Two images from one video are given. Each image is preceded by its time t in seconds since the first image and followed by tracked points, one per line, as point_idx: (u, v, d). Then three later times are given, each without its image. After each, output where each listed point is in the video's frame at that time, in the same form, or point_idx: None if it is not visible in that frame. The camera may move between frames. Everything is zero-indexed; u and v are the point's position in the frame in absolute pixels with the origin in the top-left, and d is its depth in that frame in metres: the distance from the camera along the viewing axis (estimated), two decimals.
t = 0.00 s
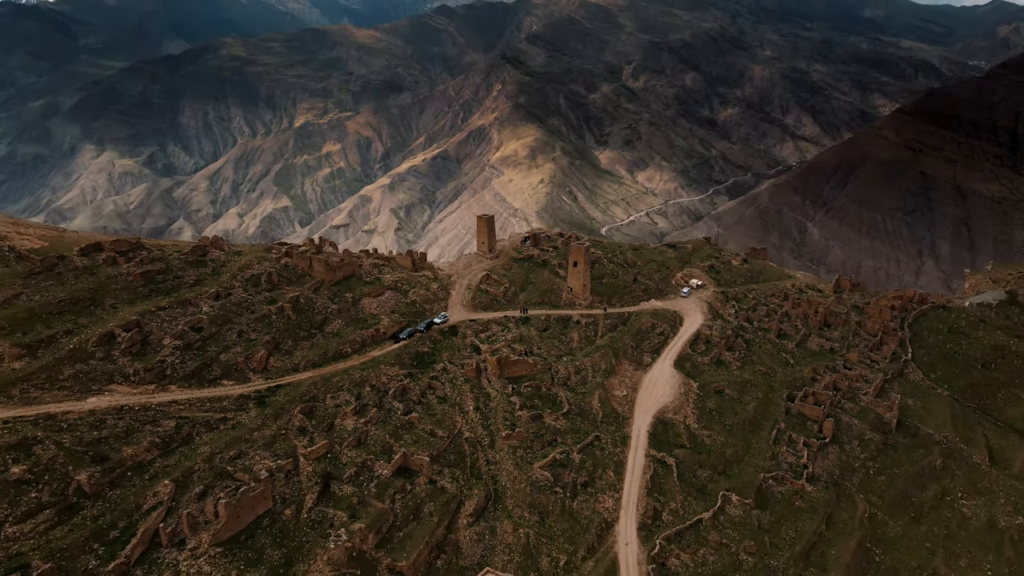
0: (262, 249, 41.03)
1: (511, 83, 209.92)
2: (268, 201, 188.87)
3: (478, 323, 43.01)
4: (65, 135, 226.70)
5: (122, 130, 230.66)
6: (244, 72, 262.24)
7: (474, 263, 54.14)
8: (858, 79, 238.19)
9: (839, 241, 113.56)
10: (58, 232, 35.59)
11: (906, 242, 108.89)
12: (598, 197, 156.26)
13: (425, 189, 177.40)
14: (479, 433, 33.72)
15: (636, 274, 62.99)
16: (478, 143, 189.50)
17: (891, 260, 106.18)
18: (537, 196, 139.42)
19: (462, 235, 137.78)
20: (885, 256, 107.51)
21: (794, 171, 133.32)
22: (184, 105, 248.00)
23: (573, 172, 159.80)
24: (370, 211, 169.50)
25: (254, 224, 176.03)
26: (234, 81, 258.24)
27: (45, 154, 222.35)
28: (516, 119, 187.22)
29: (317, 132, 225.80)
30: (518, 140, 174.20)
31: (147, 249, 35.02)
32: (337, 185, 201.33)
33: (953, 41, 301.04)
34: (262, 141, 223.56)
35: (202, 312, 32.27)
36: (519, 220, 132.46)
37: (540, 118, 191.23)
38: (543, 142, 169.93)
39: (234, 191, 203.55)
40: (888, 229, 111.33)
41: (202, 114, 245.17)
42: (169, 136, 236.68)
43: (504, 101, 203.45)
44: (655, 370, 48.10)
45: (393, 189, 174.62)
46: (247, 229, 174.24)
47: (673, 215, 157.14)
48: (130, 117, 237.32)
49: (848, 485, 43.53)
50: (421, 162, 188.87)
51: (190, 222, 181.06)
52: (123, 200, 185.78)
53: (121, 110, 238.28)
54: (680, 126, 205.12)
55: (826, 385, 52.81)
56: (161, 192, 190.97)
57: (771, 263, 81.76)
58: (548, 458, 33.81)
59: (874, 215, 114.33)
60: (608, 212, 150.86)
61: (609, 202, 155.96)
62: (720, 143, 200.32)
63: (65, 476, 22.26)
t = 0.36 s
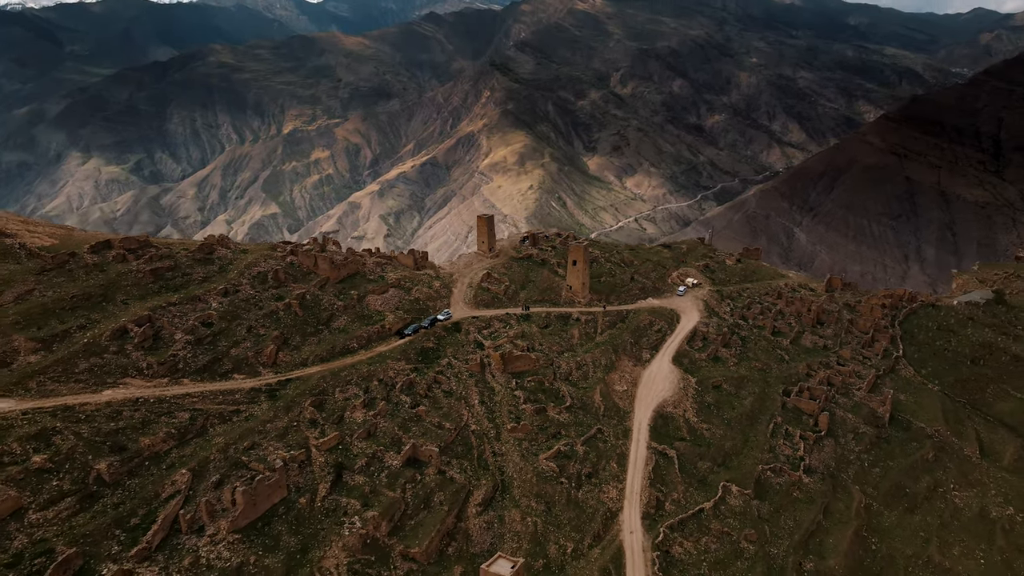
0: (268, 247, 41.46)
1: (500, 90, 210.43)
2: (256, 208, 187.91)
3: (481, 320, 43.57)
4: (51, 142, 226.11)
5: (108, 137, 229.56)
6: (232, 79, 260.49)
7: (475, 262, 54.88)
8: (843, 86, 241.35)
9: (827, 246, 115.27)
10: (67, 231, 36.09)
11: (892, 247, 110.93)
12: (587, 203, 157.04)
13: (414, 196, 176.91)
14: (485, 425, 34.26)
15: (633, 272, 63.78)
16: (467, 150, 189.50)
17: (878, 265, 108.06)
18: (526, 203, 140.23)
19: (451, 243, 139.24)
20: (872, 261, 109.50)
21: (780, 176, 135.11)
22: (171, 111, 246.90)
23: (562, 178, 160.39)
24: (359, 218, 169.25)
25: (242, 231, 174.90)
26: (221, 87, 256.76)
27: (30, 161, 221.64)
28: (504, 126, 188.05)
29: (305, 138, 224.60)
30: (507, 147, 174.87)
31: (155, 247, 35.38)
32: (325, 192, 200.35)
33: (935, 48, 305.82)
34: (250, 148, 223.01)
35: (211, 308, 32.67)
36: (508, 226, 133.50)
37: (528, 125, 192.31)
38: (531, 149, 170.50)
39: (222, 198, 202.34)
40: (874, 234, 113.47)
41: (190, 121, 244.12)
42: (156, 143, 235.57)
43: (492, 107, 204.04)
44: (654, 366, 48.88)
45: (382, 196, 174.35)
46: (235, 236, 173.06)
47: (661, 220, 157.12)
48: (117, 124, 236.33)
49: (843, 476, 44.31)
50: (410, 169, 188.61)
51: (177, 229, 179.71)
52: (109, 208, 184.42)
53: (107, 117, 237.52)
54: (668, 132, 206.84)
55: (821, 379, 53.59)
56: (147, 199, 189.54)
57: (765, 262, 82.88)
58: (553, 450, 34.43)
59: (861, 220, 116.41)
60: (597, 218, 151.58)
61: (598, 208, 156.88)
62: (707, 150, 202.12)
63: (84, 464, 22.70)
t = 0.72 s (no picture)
0: (273, 245, 41.91)
1: (489, 96, 211.29)
2: (245, 215, 187.35)
3: (483, 318, 44.18)
4: (37, 148, 225.45)
5: (95, 143, 228.55)
6: (220, 85, 259.41)
7: (475, 261, 55.55)
8: (828, 93, 244.83)
9: (814, 251, 116.87)
10: (76, 230, 36.62)
11: (878, 252, 112.73)
12: (576, 209, 157.93)
13: (404, 203, 176.65)
14: (490, 418, 34.88)
15: (630, 272, 64.72)
16: (457, 156, 189.99)
17: (864, 270, 109.79)
18: (515, 209, 141.07)
19: (440, 249, 141.73)
20: (858, 266, 111.23)
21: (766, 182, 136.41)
22: (158, 118, 245.95)
23: (551, 184, 161.21)
24: (348, 224, 169.31)
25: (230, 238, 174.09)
26: (209, 94, 255.50)
27: (15, 168, 220.74)
28: (493, 132, 188.96)
29: (293, 145, 224.15)
30: (497, 153, 175.73)
31: (162, 245, 35.83)
32: (314, 199, 199.97)
33: (919, 55, 309.97)
34: (238, 155, 222.47)
35: (221, 304, 33.15)
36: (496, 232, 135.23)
37: (518, 131, 193.57)
38: (520, 155, 171.30)
39: (210, 205, 201.41)
40: (861, 240, 115.24)
41: (178, 128, 243.07)
42: (143, 149, 234.49)
43: (481, 113, 204.65)
44: (652, 362, 49.60)
45: (372, 202, 174.53)
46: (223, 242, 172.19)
47: (650, 226, 157.72)
48: (104, 131, 235.41)
49: (839, 468, 45.09)
50: (399, 175, 188.65)
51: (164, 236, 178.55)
52: (95, 214, 183.20)
53: (94, 124, 236.73)
54: (657, 138, 208.62)
55: (816, 375, 54.53)
56: (134, 206, 188.28)
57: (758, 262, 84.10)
58: (557, 442, 35.07)
59: (847, 226, 118.11)
60: (586, 223, 152.48)
61: (587, 214, 157.99)
62: (696, 156, 204.02)
63: (104, 454, 23.20)
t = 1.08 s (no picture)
0: (279, 243, 42.36)
1: (478, 102, 212.16)
2: (234, 221, 186.89)
3: (486, 314, 44.80)
4: (23, 154, 224.56)
5: (82, 149, 227.27)
6: (208, 91, 258.15)
7: (475, 260, 56.20)
8: (815, 99, 248.40)
9: (801, 256, 118.21)
10: (85, 227, 37.20)
11: (865, 256, 114.09)
12: (566, 214, 158.70)
13: (393, 208, 176.33)
14: (496, 410, 35.54)
15: (628, 270, 65.66)
16: (447, 162, 190.53)
17: (851, 274, 111.11)
18: (504, 215, 141.71)
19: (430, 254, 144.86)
20: (846, 270, 112.49)
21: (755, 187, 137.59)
22: (146, 124, 244.64)
23: (540, 190, 161.95)
24: (337, 230, 169.40)
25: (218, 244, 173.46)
26: (197, 100, 254.06)
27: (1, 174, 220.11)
28: (483, 138, 190.00)
29: (282, 151, 223.74)
30: (486, 158, 176.55)
31: (170, 242, 36.24)
32: (304, 205, 199.63)
33: (903, 62, 314.70)
34: (227, 161, 221.84)
35: (230, 300, 33.65)
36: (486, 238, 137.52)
37: (507, 137, 194.73)
38: (510, 161, 172.07)
39: (199, 211, 200.54)
40: (848, 244, 116.60)
41: (165, 134, 241.70)
42: (130, 156, 233.20)
43: (471, 120, 205.42)
44: (651, 358, 50.29)
45: (361, 208, 174.67)
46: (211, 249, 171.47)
47: (639, 231, 158.59)
48: (91, 137, 234.04)
49: (835, 460, 45.91)
50: (389, 181, 188.39)
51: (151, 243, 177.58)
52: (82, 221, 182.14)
53: (81, 130, 235.44)
54: (645, 144, 210.28)
55: (811, 370, 55.39)
56: (121, 212, 187.25)
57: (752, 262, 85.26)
58: (561, 434, 35.77)
59: (835, 230, 119.47)
60: (576, 228, 153.26)
61: (577, 219, 158.81)
62: (684, 162, 205.98)
63: (123, 442, 23.77)
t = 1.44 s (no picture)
0: (283, 241, 42.81)
1: (468, 108, 212.94)
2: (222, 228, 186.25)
3: (488, 310, 45.38)
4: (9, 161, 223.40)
5: (69, 155, 226.02)
6: (197, 97, 257.06)
7: (475, 259, 56.78)
8: (801, 105, 251.52)
9: (789, 260, 118.97)
10: (94, 226, 37.91)
11: (853, 260, 114.79)
12: (555, 219, 159.24)
13: (383, 214, 175.99)
14: (501, 403, 36.14)
15: (625, 269, 66.56)
16: (437, 167, 190.87)
17: (838, 277, 111.68)
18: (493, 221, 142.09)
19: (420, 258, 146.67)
20: (834, 273, 113.13)
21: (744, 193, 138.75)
22: (134, 130, 243.28)
23: (530, 196, 162.67)
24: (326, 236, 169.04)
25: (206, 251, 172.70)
26: (185, 106, 252.90)
27: None
28: (472, 144, 190.86)
29: (272, 156, 223.13)
30: (476, 164, 177.23)
31: (177, 240, 36.67)
32: (293, 211, 199.09)
33: (888, 68, 318.90)
34: (216, 167, 221.11)
35: (239, 295, 34.19)
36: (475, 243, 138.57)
37: (496, 143, 195.67)
38: (499, 166, 172.87)
39: (187, 217, 199.57)
40: (836, 248, 117.42)
41: (153, 140, 240.29)
42: (118, 162, 231.92)
43: (460, 125, 206.03)
44: (650, 355, 50.94)
45: (351, 214, 174.38)
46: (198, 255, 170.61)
47: (629, 235, 160.15)
48: (78, 143, 232.69)
49: (831, 452, 46.71)
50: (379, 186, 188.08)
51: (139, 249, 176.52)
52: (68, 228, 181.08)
53: (68, 136, 234.11)
54: (635, 149, 211.67)
55: (806, 365, 56.15)
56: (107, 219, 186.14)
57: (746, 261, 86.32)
58: (565, 426, 36.44)
59: (822, 234, 120.36)
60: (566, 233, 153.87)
61: (566, 224, 159.39)
62: (673, 167, 207.52)
63: (141, 432, 24.48)
